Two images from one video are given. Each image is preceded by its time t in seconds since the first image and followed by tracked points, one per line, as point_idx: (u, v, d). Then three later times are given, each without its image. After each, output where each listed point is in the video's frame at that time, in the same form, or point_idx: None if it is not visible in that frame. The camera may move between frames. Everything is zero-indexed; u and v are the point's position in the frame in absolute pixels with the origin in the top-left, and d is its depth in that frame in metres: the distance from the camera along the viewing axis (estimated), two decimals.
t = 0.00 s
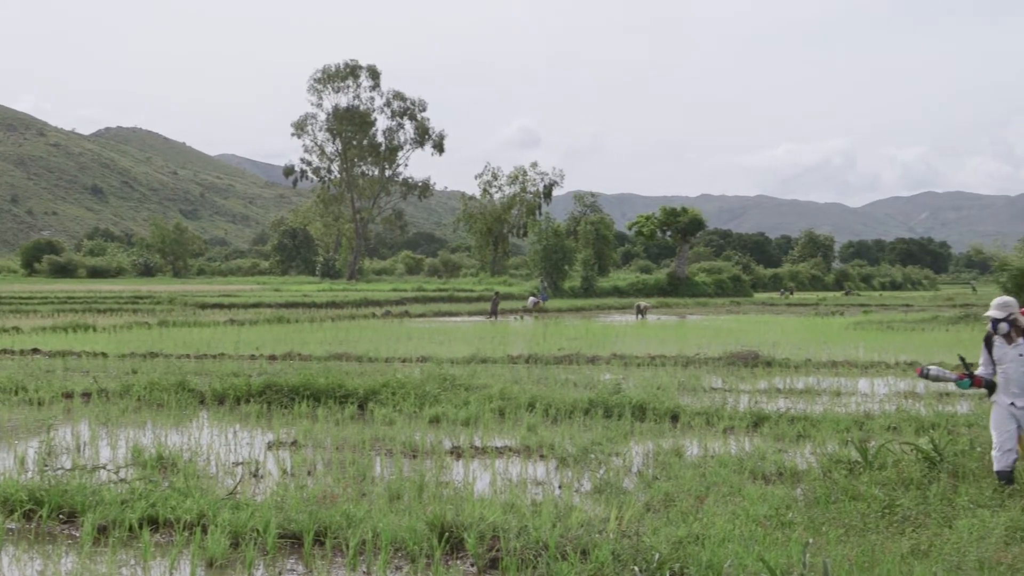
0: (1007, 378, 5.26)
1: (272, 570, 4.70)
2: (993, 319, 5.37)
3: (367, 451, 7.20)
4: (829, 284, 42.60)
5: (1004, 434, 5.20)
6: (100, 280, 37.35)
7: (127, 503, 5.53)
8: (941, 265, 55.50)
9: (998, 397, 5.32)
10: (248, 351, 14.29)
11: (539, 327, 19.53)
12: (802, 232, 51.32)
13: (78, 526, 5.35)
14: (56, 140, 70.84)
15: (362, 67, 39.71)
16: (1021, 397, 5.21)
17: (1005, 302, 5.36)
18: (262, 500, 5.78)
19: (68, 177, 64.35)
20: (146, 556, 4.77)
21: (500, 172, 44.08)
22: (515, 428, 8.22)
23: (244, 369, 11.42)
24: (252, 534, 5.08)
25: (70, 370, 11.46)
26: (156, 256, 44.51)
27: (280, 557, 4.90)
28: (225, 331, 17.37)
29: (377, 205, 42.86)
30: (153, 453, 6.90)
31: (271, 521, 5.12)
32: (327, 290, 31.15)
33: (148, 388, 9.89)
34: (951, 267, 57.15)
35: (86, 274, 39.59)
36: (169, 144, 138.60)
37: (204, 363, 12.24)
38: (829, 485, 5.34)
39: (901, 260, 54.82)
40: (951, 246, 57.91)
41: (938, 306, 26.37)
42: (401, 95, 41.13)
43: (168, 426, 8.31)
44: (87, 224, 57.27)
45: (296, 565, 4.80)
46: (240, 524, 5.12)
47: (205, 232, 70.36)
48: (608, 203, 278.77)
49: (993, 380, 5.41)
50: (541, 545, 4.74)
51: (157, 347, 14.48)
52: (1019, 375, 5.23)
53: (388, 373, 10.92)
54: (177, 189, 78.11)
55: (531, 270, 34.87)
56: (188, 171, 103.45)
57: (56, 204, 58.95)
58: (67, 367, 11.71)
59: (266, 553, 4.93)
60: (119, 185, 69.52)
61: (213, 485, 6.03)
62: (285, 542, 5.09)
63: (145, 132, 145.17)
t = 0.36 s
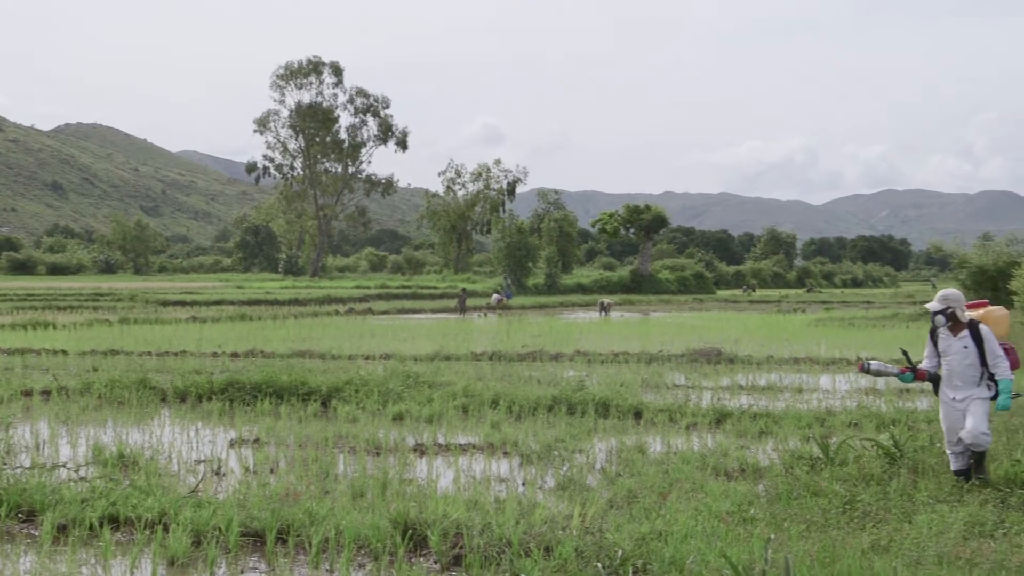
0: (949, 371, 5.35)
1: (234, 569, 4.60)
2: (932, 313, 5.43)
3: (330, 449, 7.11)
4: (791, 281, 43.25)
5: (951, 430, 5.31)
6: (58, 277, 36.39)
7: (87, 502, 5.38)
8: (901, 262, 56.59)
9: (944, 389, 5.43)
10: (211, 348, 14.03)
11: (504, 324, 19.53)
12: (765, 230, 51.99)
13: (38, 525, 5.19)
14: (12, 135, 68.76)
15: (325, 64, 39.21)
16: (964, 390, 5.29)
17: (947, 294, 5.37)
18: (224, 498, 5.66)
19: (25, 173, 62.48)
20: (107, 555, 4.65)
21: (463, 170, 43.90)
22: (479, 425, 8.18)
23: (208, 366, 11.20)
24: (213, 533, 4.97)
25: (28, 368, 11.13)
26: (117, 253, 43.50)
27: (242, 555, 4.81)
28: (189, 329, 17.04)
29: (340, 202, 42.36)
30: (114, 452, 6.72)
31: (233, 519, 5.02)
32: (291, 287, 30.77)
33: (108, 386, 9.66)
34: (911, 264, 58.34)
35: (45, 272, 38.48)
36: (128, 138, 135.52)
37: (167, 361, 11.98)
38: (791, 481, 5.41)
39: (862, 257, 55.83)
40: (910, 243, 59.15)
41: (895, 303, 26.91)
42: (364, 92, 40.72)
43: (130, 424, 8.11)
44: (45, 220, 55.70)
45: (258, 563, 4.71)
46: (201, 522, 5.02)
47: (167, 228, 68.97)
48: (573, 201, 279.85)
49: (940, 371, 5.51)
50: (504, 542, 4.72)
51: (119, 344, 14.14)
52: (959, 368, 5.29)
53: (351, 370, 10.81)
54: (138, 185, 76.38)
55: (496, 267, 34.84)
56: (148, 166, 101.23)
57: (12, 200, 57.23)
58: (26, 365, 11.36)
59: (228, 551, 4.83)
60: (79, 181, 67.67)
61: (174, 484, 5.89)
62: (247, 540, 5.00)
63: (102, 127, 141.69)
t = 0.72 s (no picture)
0: (899, 375, 5.26)
1: (194, 565, 4.51)
2: (886, 314, 5.32)
3: (291, 444, 6.99)
4: (752, 275, 43.85)
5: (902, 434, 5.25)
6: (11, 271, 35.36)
7: (44, 497, 5.24)
8: (860, 257, 57.64)
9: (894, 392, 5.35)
10: (170, 343, 13.76)
11: (466, 318, 19.49)
12: (725, 225, 52.64)
13: None
14: None
15: (286, 57, 38.64)
16: (914, 394, 5.19)
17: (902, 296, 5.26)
18: (185, 493, 5.55)
19: None
20: (64, 551, 4.53)
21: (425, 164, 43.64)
22: (442, 419, 8.13)
23: (167, 361, 10.95)
24: (173, 528, 4.87)
25: None
26: (75, 247, 42.43)
27: (202, 551, 4.71)
28: (149, 323, 16.68)
29: (301, 196, 41.80)
30: (72, 447, 6.55)
31: (194, 514, 4.92)
32: (252, 281, 30.32)
33: (65, 380, 9.42)
34: (871, 258, 59.45)
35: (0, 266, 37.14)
36: (84, 130, 132.21)
37: (126, 356, 11.69)
38: (751, 474, 5.47)
39: (821, 252, 56.79)
40: (867, 238, 60.36)
41: (851, 297, 27.42)
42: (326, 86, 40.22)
43: (88, 419, 7.90)
44: None
45: (218, 559, 4.62)
46: (161, 518, 4.91)
47: (125, 222, 67.40)
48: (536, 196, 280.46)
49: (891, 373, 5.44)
50: (466, 536, 4.69)
51: (77, 339, 13.77)
52: (910, 372, 5.20)
53: (312, 364, 10.67)
54: (97, 178, 74.56)
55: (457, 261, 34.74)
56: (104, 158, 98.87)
57: None
58: None
59: (188, 547, 4.73)
60: (36, 174, 65.85)
61: (134, 479, 5.75)
62: (207, 535, 4.90)
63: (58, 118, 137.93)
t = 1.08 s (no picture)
0: (857, 371, 5.26)
1: (157, 564, 4.42)
2: (842, 310, 5.33)
3: (256, 441, 6.88)
4: (716, 273, 44.33)
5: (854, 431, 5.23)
6: None
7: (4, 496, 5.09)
8: (823, 254, 58.53)
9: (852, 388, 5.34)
10: (133, 340, 13.46)
11: (432, 315, 19.43)
12: (690, 222, 53.14)
13: None
14: None
15: (250, 53, 38.03)
16: (873, 390, 5.18)
17: (855, 291, 5.28)
18: (148, 491, 5.43)
19: None
20: (25, 550, 4.40)
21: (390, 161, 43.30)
22: (407, 417, 8.06)
23: (131, 359, 10.71)
24: (136, 527, 4.76)
25: None
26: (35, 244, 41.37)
27: (166, 550, 4.61)
28: (112, 321, 16.32)
29: (266, 192, 41.21)
30: (32, 445, 6.36)
31: (157, 512, 4.82)
32: (216, 278, 29.84)
33: (25, 379, 9.18)
34: (834, 256, 60.43)
35: None
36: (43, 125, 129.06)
37: (88, 353, 11.41)
38: (715, 471, 5.52)
39: (785, 249, 57.62)
40: (830, 235, 61.32)
41: (815, 295, 27.83)
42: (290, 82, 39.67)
43: (48, 417, 7.70)
44: None
45: (182, 558, 4.52)
46: (124, 517, 4.81)
47: (87, 218, 65.89)
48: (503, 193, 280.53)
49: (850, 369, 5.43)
50: (431, 534, 4.65)
51: (39, 337, 13.42)
52: (867, 368, 5.19)
53: (277, 362, 10.53)
54: (58, 175, 72.85)
55: (422, 258, 34.60)
56: (64, 153, 96.58)
57: None
58: None
59: (151, 545, 4.63)
60: None
61: (95, 476, 5.62)
62: (171, 534, 4.79)
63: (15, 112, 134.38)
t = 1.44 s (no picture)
0: (814, 372, 5.25)
1: (122, 562, 4.32)
2: (796, 313, 5.31)
3: (222, 439, 6.77)
4: (684, 270, 44.76)
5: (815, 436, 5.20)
6: None
7: None
8: (789, 251, 59.41)
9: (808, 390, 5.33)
10: (99, 338, 13.16)
11: (400, 312, 19.31)
12: (658, 219, 53.51)
13: None
14: None
15: (217, 49, 37.37)
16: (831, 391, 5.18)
17: (807, 292, 5.27)
18: (114, 490, 5.31)
19: None
20: None
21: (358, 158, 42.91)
22: (374, 414, 7.99)
23: (96, 356, 10.48)
24: (101, 525, 4.66)
25: None
26: None
27: (131, 549, 4.50)
28: (77, 318, 15.98)
29: (232, 188, 40.60)
30: None
31: (123, 511, 4.72)
32: (182, 275, 29.35)
33: None
34: (801, 253, 61.32)
35: None
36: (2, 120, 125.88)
37: (52, 351, 11.14)
38: (683, 468, 5.55)
39: (752, 246, 58.36)
40: (796, 233, 62.13)
41: (781, 292, 28.22)
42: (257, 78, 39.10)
43: (10, 416, 7.51)
44: None
45: (147, 556, 4.42)
46: (88, 515, 4.70)
47: (50, 214, 64.44)
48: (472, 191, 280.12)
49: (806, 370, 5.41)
50: (398, 531, 4.61)
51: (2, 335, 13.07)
52: (825, 368, 5.20)
53: (244, 359, 10.38)
54: (20, 170, 71.14)
55: (390, 255, 34.40)
56: (25, 148, 94.28)
57: None
58: None
59: (116, 544, 4.52)
60: None
61: (58, 475, 5.47)
62: (136, 532, 4.69)
63: None
